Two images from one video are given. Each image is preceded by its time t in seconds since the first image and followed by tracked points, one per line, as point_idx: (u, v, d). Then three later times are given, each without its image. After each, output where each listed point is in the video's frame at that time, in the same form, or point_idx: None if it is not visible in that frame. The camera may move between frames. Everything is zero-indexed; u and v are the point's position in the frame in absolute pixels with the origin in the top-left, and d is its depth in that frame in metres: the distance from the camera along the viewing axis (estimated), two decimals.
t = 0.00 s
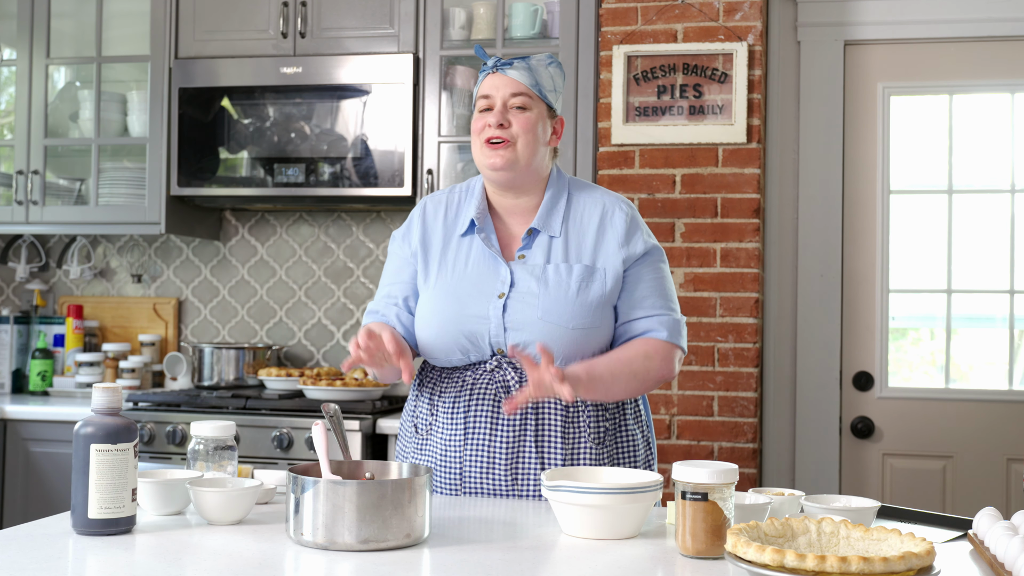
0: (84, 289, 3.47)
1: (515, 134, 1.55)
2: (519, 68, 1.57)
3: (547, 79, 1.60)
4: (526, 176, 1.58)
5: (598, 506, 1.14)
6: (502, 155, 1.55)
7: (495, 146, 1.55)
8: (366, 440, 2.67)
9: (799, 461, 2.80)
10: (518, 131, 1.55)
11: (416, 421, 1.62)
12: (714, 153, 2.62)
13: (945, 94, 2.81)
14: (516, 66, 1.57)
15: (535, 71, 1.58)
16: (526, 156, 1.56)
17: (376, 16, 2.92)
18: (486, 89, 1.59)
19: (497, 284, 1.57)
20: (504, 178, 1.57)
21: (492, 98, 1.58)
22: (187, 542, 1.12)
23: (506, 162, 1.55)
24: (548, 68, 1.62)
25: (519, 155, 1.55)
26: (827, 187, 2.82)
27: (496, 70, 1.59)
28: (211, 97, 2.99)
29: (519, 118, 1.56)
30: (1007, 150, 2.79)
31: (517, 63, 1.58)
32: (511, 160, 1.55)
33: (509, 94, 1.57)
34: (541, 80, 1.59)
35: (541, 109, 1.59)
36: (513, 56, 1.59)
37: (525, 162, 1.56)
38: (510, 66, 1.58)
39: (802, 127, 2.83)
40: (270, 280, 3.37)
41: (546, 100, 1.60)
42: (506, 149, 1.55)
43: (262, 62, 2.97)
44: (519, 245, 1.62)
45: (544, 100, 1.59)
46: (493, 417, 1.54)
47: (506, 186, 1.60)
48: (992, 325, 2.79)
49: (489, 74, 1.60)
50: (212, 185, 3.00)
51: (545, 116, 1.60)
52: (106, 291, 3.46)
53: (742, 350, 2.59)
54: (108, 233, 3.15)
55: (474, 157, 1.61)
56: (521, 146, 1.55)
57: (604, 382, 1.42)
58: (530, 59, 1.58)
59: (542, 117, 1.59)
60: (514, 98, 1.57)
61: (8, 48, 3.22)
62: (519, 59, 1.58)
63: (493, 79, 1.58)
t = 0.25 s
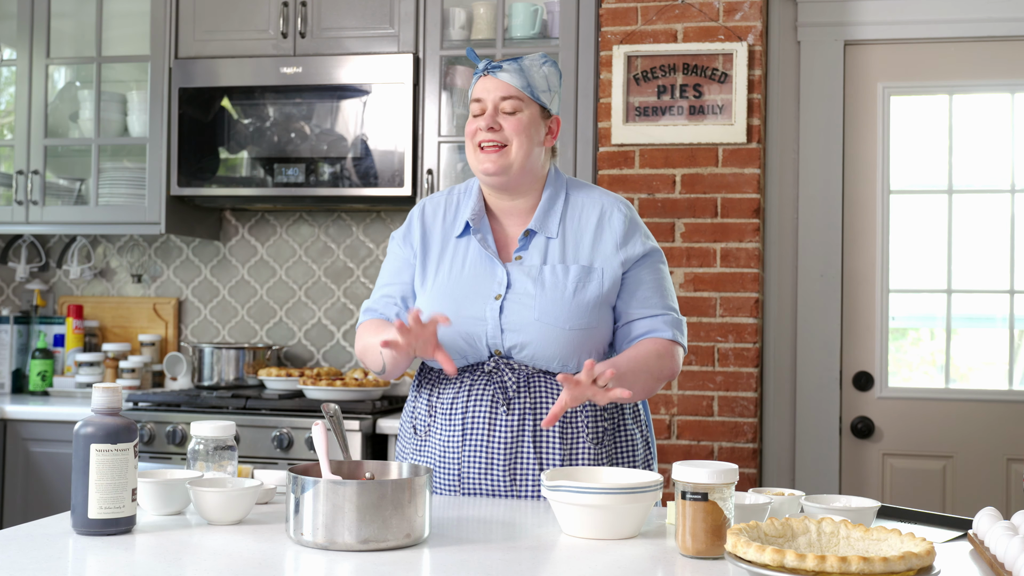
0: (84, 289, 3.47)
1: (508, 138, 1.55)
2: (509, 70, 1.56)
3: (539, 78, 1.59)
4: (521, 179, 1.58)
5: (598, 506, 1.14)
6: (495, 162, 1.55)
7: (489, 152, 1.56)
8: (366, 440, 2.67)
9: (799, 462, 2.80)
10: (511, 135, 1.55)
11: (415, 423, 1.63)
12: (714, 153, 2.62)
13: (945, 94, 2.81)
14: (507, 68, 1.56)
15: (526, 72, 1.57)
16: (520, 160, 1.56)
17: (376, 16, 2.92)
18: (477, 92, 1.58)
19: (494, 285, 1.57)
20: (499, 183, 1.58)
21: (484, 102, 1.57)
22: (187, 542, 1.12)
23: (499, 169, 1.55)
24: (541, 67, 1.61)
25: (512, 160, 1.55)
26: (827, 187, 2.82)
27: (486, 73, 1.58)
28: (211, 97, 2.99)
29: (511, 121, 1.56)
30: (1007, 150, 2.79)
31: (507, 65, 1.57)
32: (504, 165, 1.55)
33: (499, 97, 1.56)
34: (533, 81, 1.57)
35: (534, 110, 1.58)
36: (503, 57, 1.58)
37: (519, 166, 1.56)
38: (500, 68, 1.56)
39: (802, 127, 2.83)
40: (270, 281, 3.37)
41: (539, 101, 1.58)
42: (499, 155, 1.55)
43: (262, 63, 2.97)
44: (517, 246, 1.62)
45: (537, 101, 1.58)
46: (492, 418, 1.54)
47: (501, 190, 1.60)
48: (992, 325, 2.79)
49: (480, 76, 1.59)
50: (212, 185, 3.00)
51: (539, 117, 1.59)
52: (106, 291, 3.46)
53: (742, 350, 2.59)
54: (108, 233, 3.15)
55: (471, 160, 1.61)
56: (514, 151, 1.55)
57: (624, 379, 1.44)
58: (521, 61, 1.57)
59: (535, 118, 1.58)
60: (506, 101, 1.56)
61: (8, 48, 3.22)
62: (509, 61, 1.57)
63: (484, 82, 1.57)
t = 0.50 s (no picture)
0: (84, 289, 3.47)
1: (523, 134, 1.55)
2: (522, 68, 1.57)
3: (550, 77, 1.60)
4: (533, 177, 1.59)
5: (598, 506, 1.14)
6: (511, 157, 1.55)
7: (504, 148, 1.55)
8: (366, 440, 2.67)
9: (799, 462, 2.80)
10: (526, 132, 1.55)
11: (415, 421, 1.62)
12: (713, 153, 2.62)
13: (945, 94, 2.81)
14: (519, 67, 1.56)
15: (539, 69, 1.57)
16: (535, 156, 1.56)
17: (376, 16, 2.92)
18: (490, 91, 1.58)
19: (498, 285, 1.58)
20: (511, 179, 1.58)
21: (497, 100, 1.57)
22: (187, 542, 1.12)
23: (514, 165, 1.55)
24: (550, 66, 1.62)
25: (528, 156, 1.55)
26: (827, 187, 2.82)
27: (499, 71, 1.58)
28: (211, 97, 2.99)
29: (525, 118, 1.56)
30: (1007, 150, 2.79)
31: (520, 63, 1.57)
32: (520, 160, 1.55)
33: (514, 94, 1.56)
34: (545, 79, 1.58)
35: (547, 107, 1.59)
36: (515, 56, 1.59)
37: (534, 162, 1.57)
38: (513, 66, 1.57)
39: (802, 127, 2.83)
40: (270, 281, 3.37)
41: (551, 98, 1.59)
42: (514, 151, 1.55)
43: (262, 63, 2.97)
44: (520, 245, 1.63)
45: (549, 99, 1.59)
46: (493, 417, 1.53)
47: (513, 187, 1.60)
48: (992, 325, 2.79)
49: (492, 75, 1.59)
50: (212, 185, 3.00)
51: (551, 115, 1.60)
52: (106, 291, 3.46)
53: (742, 350, 2.59)
54: (108, 233, 3.15)
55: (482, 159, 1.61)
56: (530, 147, 1.55)
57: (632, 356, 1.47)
58: (533, 59, 1.58)
59: (548, 115, 1.59)
60: (520, 98, 1.56)
61: (8, 48, 3.22)
62: (521, 58, 1.57)
63: (497, 80, 1.58)
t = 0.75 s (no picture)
0: (84, 289, 3.47)
1: (525, 134, 1.55)
2: (525, 69, 1.56)
3: (551, 77, 1.60)
4: (531, 176, 1.59)
5: (598, 506, 1.14)
6: (511, 157, 1.54)
7: (504, 148, 1.55)
8: (366, 440, 2.67)
9: (799, 462, 2.80)
10: (527, 134, 1.55)
11: (415, 420, 1.62)
12: (714, 153, 2.62)
13: (945, 94, 2.81)
14: (523, 67, 1.56)
15: (540, 70, 1.57)
16: (535, 157, 1.56)
17: (376, 16, 2.92)
18: (492, 90, 1.57)
19: (497, 283, 1.58)
20: (509, 179, 1.58)
21: (499, 99, 1.56)
22: (187, 542, 1.12)
23: (513, 165, 1.55)
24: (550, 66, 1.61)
25: (529, 157, 1.55)
26: (827, 187, 2.82)
27: (502, 71, 1.57)
28: (211, 97, 2.99)
29: (527, 119, 1.56)
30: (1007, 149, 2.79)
31: (523, 63, 1.56)
32: (520, 161, 1.55)
33: (516, 94, 1.55)
34: (546, 80, 1.58)
35: (548, 107, 1.58)
36: (517, 55, 1.58)
37: (534, 163, 1.57)
38: (517, 66, 1.56)
39: (802, 127, 2.83)
40: (270, 280, 3.37)
41: (552, 99, 1.59)
42: (516, 152, 1.55)
43: (262, 63, 2.97)
44: (518, 243, 1.63)
45: (550, 100, 1.59)
46: (493, 416, 1.53)
47: (512, 186, 1.60)
48: (992, 325, 2.79)
49: (494, 74, 1.58)
50: (212, 185, 3.00)
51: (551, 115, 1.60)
52: (106, 291, 3.46)
53: (742, 350, 2.59)
54: (109, 233, 3.15)
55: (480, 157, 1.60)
56: (531, 148, 1.55)
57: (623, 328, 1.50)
58: (535, 59, 1.57)
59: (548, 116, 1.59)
60: (522, 98, 1.56)
61: (8, 48, 3.22)
62: (523, 59, 1.57)
63: (499, 79, 1.57)
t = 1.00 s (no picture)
0: (84, 289, 3.47)
1: (510, 134, 1.55)
2: (515, 69, 1.57)
3: (544, 79, 1.59)
4: (522, 177, 1.58)
5: (598, 506, 1.14)
6: (496, 155, 1.54)
7: (490, 146, 1.55)
8: (366, 440, 2.67)
9: (799, 462, 2.80)
10: (513, 133, 1.55)
11: (414, 420, 1.62)
12: (714, 153, 2.62)
13: (945, 94, 2.81)
14: (512, 67, 1.57)
15: (532, 70, 1.57)
16: (522, 156, 1.56)
17: (376, 16, 2.92)
18: (482, 90, 1.59)
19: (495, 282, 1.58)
20: (499, 179, 1.57)
21: (488, 99, 1.57)
22: (187, 542, 1.12)
23: (499, 163, 1.55)
24: (546, 67, 1.61)
25: (514, 155, 1.55)
26: (827, 187, 2.82)
27: (492, 71, 1.58)
28: (211, 97, 2.99)
29: (514, 118, 1.56)
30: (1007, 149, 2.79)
31: (514, 64, 1.57)
32: (505, 159, 1.55)
33: (504, 93, 1.56)
34: (538, 80, 1.58)
35: (538, 108, 1.58)
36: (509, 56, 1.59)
37: (520, 162, 1.56)
38: (506, 66, 1.57)
39: (802, 127, 2.83)
40: (270, 280, 3.37)
41: (543, 100, 1.58)
42: (500, 150, 1.55)
43: (262, 63, 2.97)
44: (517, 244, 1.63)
45: (541, 100, 1.58)
46: (492, 416, 1.53)
47: (504, 186, 1.60)
48: (992, 325, 2.79)
49: (486, 75, 1.60)
50: (212, 185, 3.00)
51: (542, 116, 1.59)
52: (106, 291, 3.46)
53: (742, 350, 2.59)
54: (109, 233, 3.15)
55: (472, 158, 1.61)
56: (516, 147, 1.55)
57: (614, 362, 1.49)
58: (526, 60, 1.58)
59: (538, 117, 1.58)
60: (510, 98, 1.56)
61: (8, 48, 3.22)
62: (515, 60, 1.57)
63: (489, 79, 1.58)
